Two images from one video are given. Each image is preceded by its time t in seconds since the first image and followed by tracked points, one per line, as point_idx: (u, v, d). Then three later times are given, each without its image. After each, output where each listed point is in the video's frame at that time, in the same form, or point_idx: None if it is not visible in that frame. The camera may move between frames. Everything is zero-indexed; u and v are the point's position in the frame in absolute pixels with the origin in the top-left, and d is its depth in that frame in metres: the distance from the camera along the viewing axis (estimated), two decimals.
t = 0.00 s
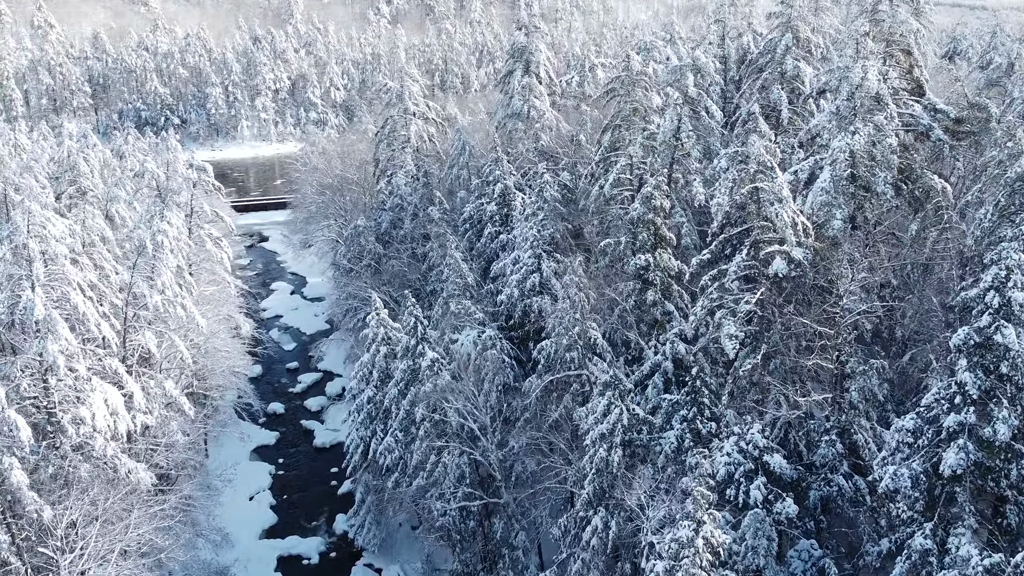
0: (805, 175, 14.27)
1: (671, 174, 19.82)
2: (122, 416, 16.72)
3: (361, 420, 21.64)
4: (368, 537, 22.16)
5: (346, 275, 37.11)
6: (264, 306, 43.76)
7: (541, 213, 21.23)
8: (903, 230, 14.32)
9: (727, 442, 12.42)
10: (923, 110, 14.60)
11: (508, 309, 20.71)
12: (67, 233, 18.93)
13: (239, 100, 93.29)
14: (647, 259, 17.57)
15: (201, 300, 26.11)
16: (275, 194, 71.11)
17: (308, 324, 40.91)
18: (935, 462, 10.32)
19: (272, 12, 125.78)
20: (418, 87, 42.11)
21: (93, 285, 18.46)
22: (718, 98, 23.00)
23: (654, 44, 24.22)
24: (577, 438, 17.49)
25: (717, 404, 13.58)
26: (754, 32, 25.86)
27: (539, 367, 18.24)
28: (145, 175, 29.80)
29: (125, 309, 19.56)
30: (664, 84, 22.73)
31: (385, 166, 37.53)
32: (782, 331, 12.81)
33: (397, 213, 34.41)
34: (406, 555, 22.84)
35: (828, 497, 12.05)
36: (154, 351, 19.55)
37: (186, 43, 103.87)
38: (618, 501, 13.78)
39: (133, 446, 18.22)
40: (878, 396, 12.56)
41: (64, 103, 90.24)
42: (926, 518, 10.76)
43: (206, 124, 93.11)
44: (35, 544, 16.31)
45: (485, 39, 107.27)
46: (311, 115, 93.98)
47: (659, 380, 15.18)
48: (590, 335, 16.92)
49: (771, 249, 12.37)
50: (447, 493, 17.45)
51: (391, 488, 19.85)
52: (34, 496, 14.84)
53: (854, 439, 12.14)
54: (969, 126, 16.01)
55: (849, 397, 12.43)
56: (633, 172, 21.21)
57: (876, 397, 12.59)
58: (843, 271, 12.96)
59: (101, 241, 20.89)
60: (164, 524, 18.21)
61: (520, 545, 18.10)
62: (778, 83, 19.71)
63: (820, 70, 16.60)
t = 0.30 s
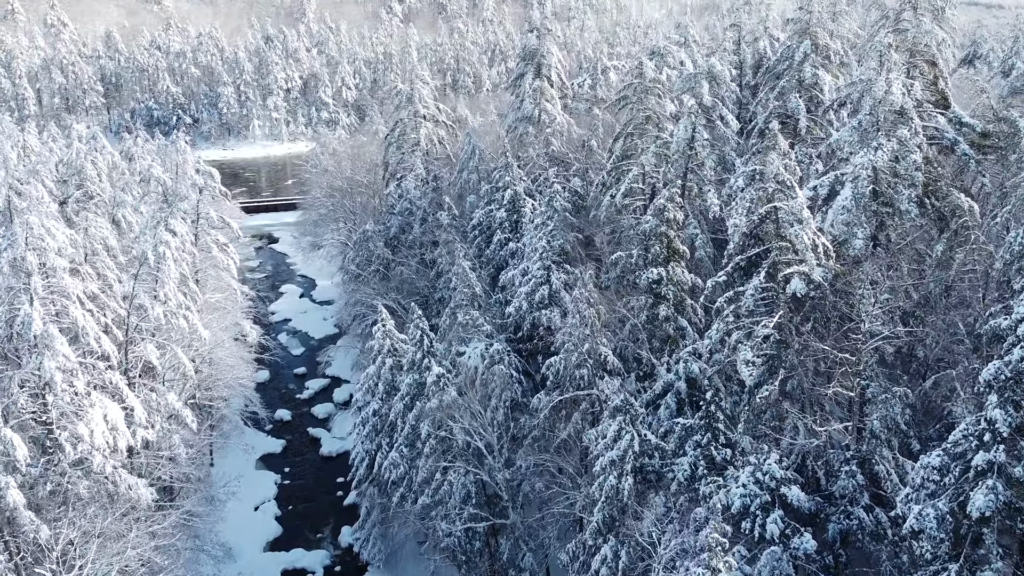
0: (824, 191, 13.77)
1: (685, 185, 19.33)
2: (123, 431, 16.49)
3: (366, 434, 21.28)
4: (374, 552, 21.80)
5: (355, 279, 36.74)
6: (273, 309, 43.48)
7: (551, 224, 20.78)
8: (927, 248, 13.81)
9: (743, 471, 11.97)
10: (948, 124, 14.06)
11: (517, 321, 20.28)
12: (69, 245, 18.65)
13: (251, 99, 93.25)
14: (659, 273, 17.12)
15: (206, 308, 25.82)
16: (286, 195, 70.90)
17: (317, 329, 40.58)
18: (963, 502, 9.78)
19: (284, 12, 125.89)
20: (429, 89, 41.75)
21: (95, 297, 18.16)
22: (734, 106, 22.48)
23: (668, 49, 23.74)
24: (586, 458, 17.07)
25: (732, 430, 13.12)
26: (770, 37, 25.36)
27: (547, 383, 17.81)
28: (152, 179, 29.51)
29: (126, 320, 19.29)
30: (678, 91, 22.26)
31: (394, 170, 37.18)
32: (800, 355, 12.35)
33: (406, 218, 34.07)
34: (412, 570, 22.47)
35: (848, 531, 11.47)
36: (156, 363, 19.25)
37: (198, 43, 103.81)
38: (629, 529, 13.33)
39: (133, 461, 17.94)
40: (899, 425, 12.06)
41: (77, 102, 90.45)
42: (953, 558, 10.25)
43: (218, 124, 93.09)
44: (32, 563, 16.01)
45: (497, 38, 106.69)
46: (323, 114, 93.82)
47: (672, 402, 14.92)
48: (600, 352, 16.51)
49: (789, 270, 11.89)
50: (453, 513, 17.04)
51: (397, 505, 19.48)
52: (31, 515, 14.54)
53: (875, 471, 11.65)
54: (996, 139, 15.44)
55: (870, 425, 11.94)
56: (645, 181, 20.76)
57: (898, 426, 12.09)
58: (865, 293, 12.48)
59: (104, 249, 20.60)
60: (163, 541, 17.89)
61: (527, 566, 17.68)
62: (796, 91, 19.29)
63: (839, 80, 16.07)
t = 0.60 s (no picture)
0: (845, 209, 13.26)
1: (698, 196, 18.82)
2: (122, 448, 16.23)
3: (372, 448, 20.90)
4: (379, 567, 21.45)
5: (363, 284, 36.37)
6: (282, 313, 43.16)
7: (561, 234, 20.32)
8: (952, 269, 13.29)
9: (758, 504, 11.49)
10: (974, 139, 13.51)
11: (526, 334, 19.85)
12: (69, 255, 18.34)
13: (262, 99, 93.15)
14: (671, 288, 16.78)
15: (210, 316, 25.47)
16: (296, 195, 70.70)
17: (325, 333, 40.22)
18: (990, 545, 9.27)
19: (296, 10, 125.95)
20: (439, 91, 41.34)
21: (95, 309, 17.85)
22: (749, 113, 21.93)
23: (682, 55, 23.18)
24: (595, 479, 16.63)
25: (747, 458, 12.65)
26: (787, 42, 24.79)
27: (556, 400, 17.37)
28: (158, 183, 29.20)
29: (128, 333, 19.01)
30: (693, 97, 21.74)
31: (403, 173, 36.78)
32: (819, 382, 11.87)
33: (415, 222, 33.67)
34: None
35: (868, 568, 10.99)
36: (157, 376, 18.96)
37: (210, 41, 103.77)
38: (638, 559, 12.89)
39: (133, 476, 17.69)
40: (922, 457, 11.56)
41: (88, 101, 90.66)
42: None
43: (229, 123, 92.92)
44: None
45: (509, 37, 106.18)
46: (334, 114, 93.62)
47: (684, 424, 14.57)
48: (611, 370, 16.07)
49: (809, 291, 11.38)
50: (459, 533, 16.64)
51: (402, 522, 19.10)
52: (25, 535, 14.22)
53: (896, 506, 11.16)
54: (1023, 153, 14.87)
55: (892, 457, 11.41)
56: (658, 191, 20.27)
57: (921, 457, 11.59)
58: (887, 318, 11.99)
59: (106, 259, 20.30)
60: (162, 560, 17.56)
61: None
62: (814, 100, 18.70)
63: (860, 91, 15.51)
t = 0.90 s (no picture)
0: (867, 228, 12.73)
1: (712, 208, 18.28)
2: (119, 465, 15.97)
3: (376, 462, 20.50)
4: None
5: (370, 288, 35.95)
6: (290, 316, 42.84)
7: (570, 245, 19.86)
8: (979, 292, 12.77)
9: (773, 541, 10.99)
10: (1005, 155, 12.91)
11: (534, 349, 19.40)
12: (68, 266, 18.07)
13: (274, 98, 93.09)
14: (684, 304, 16.42)
15: (214, 325, 25.13)
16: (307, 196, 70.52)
17: (333, 337, 39.83)
18: None
19: (309, 8, 126.01)
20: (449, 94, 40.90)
21: (94, 322, 17.52)
22: (766, 122, 21.34)
23: (696, 60, 22.61)
24: (604, 501, 16.15)
25: (763, 489, 12.18)
26: (805, 46, 24.17)
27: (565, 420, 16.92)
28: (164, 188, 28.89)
29: (128, 346, 18.75)
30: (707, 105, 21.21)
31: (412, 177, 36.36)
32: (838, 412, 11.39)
33: (424, 227, 33.24)
34: None
35: None
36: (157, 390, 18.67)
37: (222, 40, 103.78)
38: None
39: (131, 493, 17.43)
40: (948, 494, 11.03)
41: (100, 99, 91.01)
42: None
43: (241, 122, 92.90)
44: None
45: (521, 35, 105.45)
46: (345, 113, 93.33)
47: (697, 448, 14.22)
48: (621, 389, 15.65)
49: (828, 318, 10.90)
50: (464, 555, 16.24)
51: (407, 540, 18.71)
52: (20, 558, 13.92)
53: (919, 544, 10.66)
54: None
55: (915, 493, 10.89)
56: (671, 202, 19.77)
57: (946, 494, 11.07)
58: (911, 345, 11.48)
59: (107, 269, 20.00)
60: None
61: None
62: (834, 109, 18.14)
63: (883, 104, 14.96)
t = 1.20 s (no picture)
0: (891, 250, 12.18)
1: (727, 222, 17.76)
2: (116, 486, 15.65)
3: (380, 478, 20.09)
4: None
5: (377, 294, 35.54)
6: (298, 321, 42.48)
7: (580, 258, 19.35)
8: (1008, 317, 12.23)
9: None
10: None
11: (542, 365, 18.91)
12: (68, 279, 17.74)
13: (285, 97, 93.01)
14: (698, 322, 15.97)
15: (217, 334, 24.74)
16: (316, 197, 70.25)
17: (340, 342, 39.47)
18: None
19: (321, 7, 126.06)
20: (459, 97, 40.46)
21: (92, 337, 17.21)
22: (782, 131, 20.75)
23: (711, 67, 22.02)
24: (613, 526, 15.67)
25: (780, 525, 11.66)
26: (823, 53, 23.56)
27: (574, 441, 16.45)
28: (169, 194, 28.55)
29: (128, 361, 18.43)
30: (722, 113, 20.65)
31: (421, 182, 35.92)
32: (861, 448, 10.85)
33: (432, 233, 32.78)
34: None
35: None
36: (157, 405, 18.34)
37: (233, 39, 103.71)
38: None
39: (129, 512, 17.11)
40: (976, 535, 10.48)
41: (112, 98, 91.26)
42: None
43: (252, 121, 92.89)
44: None
45: (533, 34, 104.77)
46: (356, 113, 93.02)
47: (710, 475, 13.72)
48: (632, 411, 15.17)
49: (849, 348, 10.36)
50: None
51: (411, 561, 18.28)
52: None
53: None
54: None
55: (940, 534, 10.35)
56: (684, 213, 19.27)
57: (974, 536, 10.52)
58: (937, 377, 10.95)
59: (107, 281, 19.65)
60: None
61: None
62: (853, 120, 17.56)
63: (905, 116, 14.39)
